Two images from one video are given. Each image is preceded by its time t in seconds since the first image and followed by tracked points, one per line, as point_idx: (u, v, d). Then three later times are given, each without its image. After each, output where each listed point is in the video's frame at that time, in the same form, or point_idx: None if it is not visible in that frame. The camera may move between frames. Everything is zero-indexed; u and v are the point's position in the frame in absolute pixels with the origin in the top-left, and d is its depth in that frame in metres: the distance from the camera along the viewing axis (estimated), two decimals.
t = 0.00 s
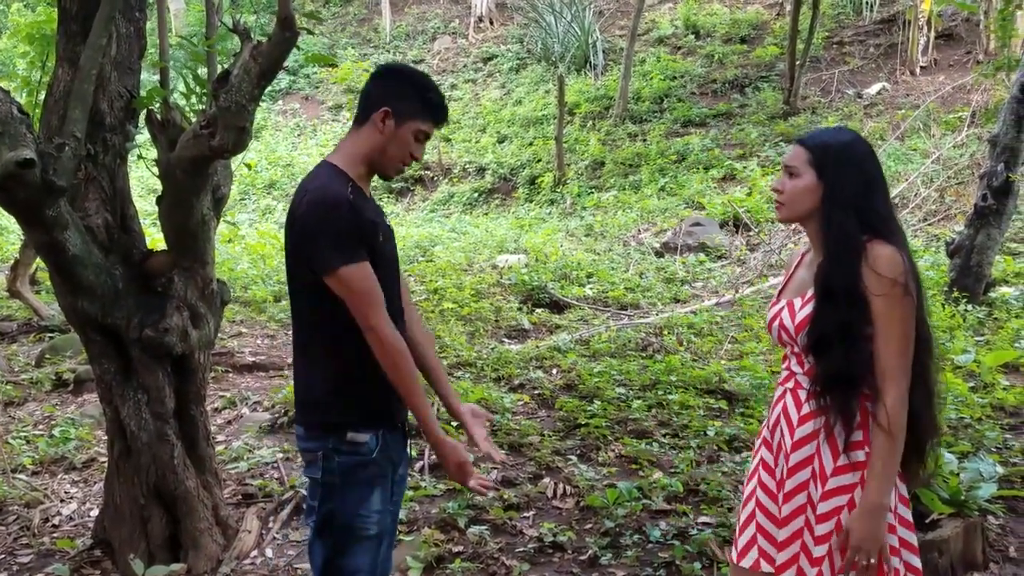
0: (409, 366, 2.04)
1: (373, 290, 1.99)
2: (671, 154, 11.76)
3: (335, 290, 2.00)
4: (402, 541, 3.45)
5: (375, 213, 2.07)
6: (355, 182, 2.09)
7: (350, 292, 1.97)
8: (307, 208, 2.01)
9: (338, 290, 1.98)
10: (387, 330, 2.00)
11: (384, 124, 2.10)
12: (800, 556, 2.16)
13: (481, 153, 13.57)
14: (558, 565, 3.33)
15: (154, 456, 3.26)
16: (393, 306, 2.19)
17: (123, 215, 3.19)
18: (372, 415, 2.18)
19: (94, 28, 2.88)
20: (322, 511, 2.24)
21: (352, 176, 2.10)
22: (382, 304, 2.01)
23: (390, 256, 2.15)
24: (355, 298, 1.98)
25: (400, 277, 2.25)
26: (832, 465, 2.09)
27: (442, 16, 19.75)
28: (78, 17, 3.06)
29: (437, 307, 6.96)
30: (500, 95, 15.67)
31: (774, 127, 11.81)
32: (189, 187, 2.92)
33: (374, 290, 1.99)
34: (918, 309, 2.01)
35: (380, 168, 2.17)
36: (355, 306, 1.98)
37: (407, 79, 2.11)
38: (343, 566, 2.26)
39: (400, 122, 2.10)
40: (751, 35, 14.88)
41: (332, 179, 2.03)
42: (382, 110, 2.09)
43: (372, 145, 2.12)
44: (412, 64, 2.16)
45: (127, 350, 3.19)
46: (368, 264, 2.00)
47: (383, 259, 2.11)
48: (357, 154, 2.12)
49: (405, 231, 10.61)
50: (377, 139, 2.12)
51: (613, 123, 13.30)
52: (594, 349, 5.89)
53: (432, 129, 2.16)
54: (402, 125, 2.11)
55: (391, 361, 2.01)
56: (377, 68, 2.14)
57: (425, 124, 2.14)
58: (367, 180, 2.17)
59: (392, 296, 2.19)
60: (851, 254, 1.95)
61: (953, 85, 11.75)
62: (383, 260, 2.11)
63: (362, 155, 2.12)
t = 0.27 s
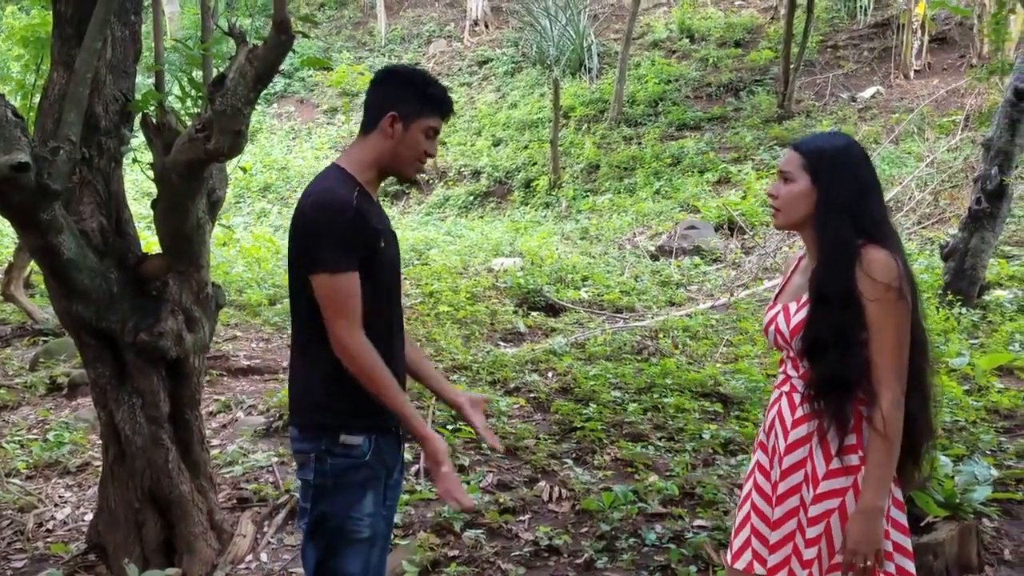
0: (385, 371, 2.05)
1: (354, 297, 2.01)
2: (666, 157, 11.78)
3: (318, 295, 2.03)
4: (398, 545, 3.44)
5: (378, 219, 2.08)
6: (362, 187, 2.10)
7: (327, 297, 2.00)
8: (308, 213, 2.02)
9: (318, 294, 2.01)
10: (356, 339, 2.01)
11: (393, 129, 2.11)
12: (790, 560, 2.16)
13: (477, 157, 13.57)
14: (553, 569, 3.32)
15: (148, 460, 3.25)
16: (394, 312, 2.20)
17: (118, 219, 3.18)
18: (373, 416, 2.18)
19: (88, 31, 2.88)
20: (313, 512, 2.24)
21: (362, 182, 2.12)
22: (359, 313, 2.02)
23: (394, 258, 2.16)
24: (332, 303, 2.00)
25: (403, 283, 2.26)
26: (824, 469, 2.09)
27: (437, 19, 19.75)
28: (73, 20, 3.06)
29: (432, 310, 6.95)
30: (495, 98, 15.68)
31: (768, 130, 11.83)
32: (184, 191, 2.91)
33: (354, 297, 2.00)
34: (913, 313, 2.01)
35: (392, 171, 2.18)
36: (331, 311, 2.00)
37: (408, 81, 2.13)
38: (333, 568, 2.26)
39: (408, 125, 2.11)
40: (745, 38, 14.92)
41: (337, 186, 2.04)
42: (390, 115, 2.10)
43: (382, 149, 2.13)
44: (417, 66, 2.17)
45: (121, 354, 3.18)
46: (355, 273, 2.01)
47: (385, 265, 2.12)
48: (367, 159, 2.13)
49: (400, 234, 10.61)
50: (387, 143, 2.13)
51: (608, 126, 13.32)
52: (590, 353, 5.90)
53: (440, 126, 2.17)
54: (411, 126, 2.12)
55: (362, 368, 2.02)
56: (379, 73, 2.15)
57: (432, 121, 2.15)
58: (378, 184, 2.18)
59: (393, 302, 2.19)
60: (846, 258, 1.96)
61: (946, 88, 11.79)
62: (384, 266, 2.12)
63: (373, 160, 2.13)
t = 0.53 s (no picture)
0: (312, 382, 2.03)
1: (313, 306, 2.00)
2: (659, 164, 11.81)
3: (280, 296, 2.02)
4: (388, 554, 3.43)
5: (367, 226, 2.08)
6: (359, 196, 2.10)
7: (285, 302, 1.99)
8: (295, 221, 2.01)
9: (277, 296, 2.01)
10: (292, 345, 2.00)
11: (385, 131, 2.11)
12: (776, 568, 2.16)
13: (470, 164, 13.59)
14: None
15: (138, 469, 3.24)
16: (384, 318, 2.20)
17: (107, 227, 3.18)
18: (368, 422, 2.20)
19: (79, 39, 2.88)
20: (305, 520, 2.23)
21: (360, 190, 2.12)
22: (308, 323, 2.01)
23: (388, 266, 2.16)
24: (286, 308, 1.99)
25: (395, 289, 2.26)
26: (808, 477, 2.10)
27: (430, 27, 19.79)
28: (64, 29, 3.06)
29: (424, 317, 6.95)
30: (488, 105, 15.72)
31: (760, 138, 11.88)
32: (174, 199, 2.91)
33: (314, 306, 2.00)
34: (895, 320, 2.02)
35: (395, 172, 2.17)
36: (281, 315, 1.99)
37: (389, 81, 2.13)
38: None
39: (399, 123, 2.10)
40: (737, 47, 14.99)
41: (327, 194, 2.04)
42: (379, 118, 2.10)
43: (380, 153, 2.13)
44: (401, 64, 2.17)
45: (110, 363, 3.17)
46: (323, 283, 2.00)
47: (375, 273, 2.11)
48: (365, 166, 2.14)
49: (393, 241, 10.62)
50: (383, 146, 2.12)
51: (601, 134, 13.36)
52: (582, 360, 5.90)
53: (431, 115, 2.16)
54: (402, 123, 2.10)
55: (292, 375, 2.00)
56: (361, 78, 2.15)
57: (420, 110, 2.13)
58: (381, 188, 2.18)
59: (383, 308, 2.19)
60: (828, 266, 1.96)
61: (936, 96, 11.87)
62: (375, 274, 2.11)
63: (372, 166, 2.14)
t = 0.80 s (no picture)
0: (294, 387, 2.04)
1: (298, 310, 2.00)
2: (649, 170, 11.84)
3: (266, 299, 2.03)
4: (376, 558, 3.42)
5: (354, 230, 2.08)
6: (344, 199, 2.10)
7: (271, 306, 1.99)
8: (281, 224, 2.02)
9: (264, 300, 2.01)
10: (280, 350, 2.01)
11: (365, 132, 2.11)
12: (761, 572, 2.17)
13: (461, 170, 13.60)
14: None
15: (125, 473, 3.23)
16: (372, 322, 2.20)
17: (94, 231, 3.17)
18: (356, 425, 2.20)
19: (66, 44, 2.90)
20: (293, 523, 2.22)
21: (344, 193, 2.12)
22: (295, 327, 2.02)
23: (376, 270, 2.16)
24: (273, 312, 1.99)
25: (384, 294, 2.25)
26: (794, 481, 2.11)
27: (421, 33, 19.81)
28: (51, 33, 3.06)
29: (415, 322, 6.95)
30: (479, 111, 15.74)
31: (749, 144, 11.93)
32: (162, 204, 2.90)
33: (299, 310, 2.00)
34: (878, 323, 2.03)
35: (378, 173, 2.18)
36: (268, 319, 2.00)
37: (369, 82, 2.13)
38: None
39: (378, 124, 2.10)
40: (726, 53, 15.05)
41: (313, 197, 2.04)
42: (358, 119, 2.10)
43: (361, 155, 2.13)
44: (380, 65, 2.18)
45: (97, 368, 3.16)
46: (309, 287, 2.01)
47: (363, 277, 2.11)
48: (348, 168, 2.14)
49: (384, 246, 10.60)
50: (364, 147, 2.13)
51: (591, 140, 13.39)
52: (572, 365, 5.91)
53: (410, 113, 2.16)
54: (381, 123, 2.10)
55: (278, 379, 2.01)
56: (339, 79, 2.16)
57: (399, 109, 2.14)
58: (365, 190, 2.18)
59: (372, 313, 2.19)
60: (812, 269, 1.97)
61: (925, 103, 11.94)
62: (362, 278, 2.11)
63: (355, 168, 2.14)
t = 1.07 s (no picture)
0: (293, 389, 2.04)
1: (289, 312, 2.00)
2: (640, 174, 11.87)
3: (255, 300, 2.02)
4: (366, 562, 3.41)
5: (340, 232, 2.08)
6: (329, 201, 2.10)
7: (261, 307, 1.99)
8: (268, 226, 2.01)
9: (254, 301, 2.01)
10: (277, 353, 2.00)
11: (349, 134, 2.11)
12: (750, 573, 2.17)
13: (451, 173, 13.60)
14: None
15: (113, 477, 3.21)
16: (359, 324, 2.20)
17: (83, 233, 3.16)
18: (346, 427, 2.20)
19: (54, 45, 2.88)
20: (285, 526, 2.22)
21: (330, 194, 2.12)
22: (288, 328, 2.01)
23: (362, 272, 2.17)
24: (263, 314, 1.99)
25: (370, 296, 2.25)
26: (781, 483, 2.11)
27: (412, 36, 19.80)
28: (40, 35, 3.04)
29: (405, 325, 6.94)
30: (470, 114, 15.74)
31: (739, 148, 11.97)
32: (150, 206, 2.89)
33: (290, 312, 2.00)
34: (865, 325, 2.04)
35: (364, 174, 2.17)
36: (259, 321, 1.99)
37: (354, 83, 2.13)
38: None
39: (363, 125, 2.10)
40: (716, 57, 15.10)
41: (299, 199, 2.03)
42: (342, 121, 2.10)
43: (347, 156, 2.13)
44: (364, 66, 2.18)
45: (85, 371, 3.15)
46: (298, 288, 2.00)
47: (349, 279, 2.12)
48: (334, 169, 2.14)
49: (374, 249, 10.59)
50: (348, 149, 2.13)
51: (582, 143, 13.41)
52: (562, 367, 5.91)
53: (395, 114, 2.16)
54: (366, 125, 2.10)
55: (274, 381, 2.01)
56: (323, 83, 2.16)
57: (385, 110, 2.13)
58: (351, 192, 2.18)
59: (359, 314, 2.19)
60: (798, 271, 1.98)
61: (913, 107, 12.01)
62: (349, 279, 2.12)
63: (340, 170, 2.14)
